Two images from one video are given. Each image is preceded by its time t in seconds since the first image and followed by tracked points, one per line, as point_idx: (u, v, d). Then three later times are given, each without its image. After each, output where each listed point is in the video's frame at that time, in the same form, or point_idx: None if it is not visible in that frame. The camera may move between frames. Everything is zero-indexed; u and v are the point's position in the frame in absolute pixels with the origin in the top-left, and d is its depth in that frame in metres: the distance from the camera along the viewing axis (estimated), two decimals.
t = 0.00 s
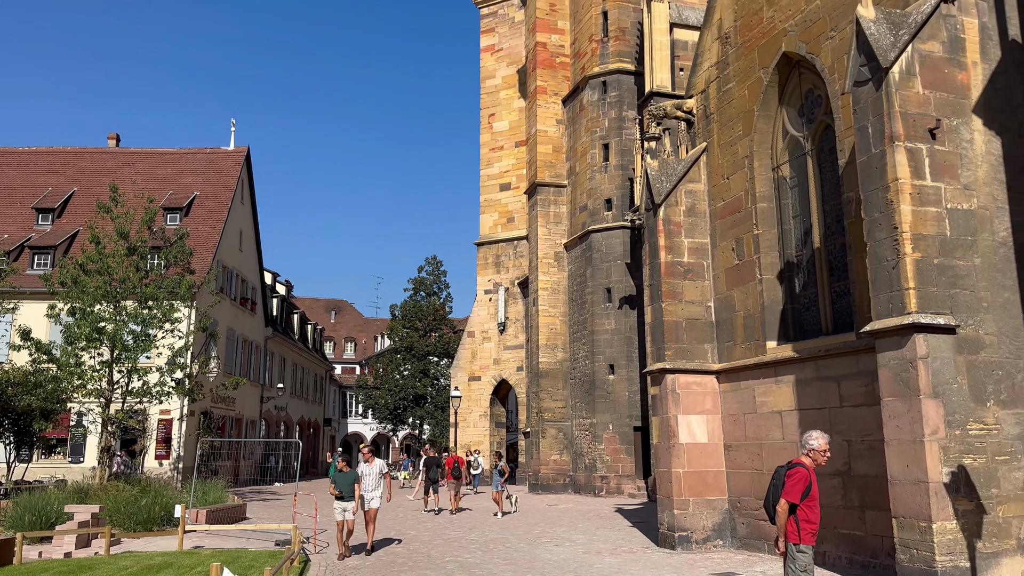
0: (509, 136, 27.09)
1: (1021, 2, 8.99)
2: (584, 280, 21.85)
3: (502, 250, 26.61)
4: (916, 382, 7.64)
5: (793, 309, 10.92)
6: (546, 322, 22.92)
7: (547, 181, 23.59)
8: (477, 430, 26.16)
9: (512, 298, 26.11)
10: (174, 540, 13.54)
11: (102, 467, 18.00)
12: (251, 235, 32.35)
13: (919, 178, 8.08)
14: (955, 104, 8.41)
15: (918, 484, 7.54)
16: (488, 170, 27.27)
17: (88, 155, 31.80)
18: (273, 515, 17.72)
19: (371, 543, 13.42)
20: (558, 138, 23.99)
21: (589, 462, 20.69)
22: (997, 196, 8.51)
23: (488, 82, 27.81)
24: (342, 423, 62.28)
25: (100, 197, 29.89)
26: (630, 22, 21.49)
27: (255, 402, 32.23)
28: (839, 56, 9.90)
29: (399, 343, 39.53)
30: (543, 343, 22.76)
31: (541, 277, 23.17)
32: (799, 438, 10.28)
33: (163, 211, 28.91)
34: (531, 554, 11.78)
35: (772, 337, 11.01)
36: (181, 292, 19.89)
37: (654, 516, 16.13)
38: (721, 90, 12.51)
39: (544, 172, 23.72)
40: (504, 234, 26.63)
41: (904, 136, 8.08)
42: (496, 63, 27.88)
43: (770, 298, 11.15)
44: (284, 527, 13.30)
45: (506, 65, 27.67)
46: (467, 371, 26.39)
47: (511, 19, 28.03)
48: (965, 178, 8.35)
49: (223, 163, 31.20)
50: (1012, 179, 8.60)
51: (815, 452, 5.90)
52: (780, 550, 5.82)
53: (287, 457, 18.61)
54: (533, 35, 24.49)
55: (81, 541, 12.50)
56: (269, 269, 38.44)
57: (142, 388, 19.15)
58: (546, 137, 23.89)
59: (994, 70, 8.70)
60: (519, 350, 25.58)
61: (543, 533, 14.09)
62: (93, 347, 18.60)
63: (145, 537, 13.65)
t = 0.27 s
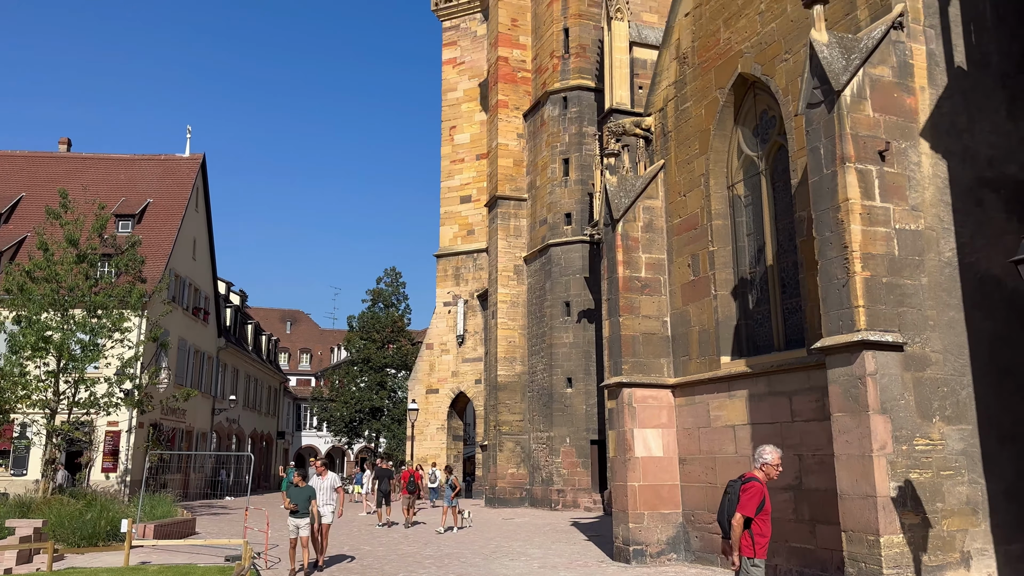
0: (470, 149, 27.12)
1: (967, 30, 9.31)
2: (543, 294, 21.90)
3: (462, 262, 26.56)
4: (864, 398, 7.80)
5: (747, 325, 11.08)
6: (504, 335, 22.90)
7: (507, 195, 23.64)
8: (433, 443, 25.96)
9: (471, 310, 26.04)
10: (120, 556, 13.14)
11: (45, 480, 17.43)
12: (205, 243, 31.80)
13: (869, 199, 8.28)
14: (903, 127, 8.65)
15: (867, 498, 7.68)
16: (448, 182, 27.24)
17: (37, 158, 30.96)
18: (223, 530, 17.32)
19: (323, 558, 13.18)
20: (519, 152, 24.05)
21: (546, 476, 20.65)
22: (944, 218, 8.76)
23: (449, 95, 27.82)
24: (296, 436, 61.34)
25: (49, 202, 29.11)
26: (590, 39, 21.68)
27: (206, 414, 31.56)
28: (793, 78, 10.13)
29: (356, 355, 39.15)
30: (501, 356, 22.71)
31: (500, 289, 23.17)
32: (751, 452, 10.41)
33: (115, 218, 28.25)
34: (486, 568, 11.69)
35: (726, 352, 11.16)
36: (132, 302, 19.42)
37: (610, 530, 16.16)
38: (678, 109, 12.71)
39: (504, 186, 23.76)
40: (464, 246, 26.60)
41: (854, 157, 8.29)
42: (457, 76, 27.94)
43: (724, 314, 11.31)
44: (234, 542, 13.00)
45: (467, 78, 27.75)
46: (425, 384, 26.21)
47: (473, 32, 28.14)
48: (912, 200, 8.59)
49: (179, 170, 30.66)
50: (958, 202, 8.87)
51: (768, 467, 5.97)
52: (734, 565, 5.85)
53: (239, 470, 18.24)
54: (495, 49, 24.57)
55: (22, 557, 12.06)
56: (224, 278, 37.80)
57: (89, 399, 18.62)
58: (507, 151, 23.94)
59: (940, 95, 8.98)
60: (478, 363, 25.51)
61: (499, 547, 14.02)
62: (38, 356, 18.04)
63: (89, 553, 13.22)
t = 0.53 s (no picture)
0: (428, 160, 27.05)
1: (912, 56, 9.63)
2: (499, 306, 21.88)
3: (418, 273, 26.43)
4: (812, 413, 7.95)
5: (699, 339, 11.23)
6: (460, 347, 22.83)
7: (465, 207, 23.62)
8: (386, 456, 25.69)
9: (427, 322, 25.92)
10: (59, 572, 12.69)
11: None
12: (154, 250, 31.11)
13: (817, 217, 8.48)
14: (851, 148, 8.89)
15: (813, 511, 7.81)
16: (406, 192, 27.13)
17: None
18: (168, 545, 16.86)
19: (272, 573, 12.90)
20: (477, 164, 24.04)
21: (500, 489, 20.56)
22: (889, 237, 9.01)
23: (408, 105, 27.76)
24: (246, 448, 60.18)
25: None
26: (549, 54, 21.82)
27: (153, 425, 30.76)
28: (746, 98, 10.35)
29: (308, 366, 38.61)
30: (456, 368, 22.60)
31: (457, 301, 23.10)
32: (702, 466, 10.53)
33: (61, 223, 27.44)
34: None
35: (678, 366, 11.29)
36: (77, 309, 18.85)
37: (562, 543, 16.16)
38: (634, 125, 12.88)
39: (462, 198, 23.74)
40: (421, 257, 26.49)
41: (804, 177, 8.48)
42: (416, 87, 27.91)
43: (677, 328, 11.45)
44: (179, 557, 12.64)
45: (426, 89, 27.72)
46: (379, 396, 25.95)
47: (432, 43, 28.15)
48: (859, 219, 8.82)
49: (129, 175, 29.99)
50: (903, 222, 9.13)
51: (717, 478, 6.00)
52: None
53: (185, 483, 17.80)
54: (454, 62, 24.55)
55: None
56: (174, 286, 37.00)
57: (29, 409, 17.98)
58: (465, 163, 23.92)
59: (887, 118, 9.25)
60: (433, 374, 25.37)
61: (451, 561, 13.90)
62: None
63: (27, 568, 12.73)
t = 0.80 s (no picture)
0: (386, 169, 26.94)
1: (860, 80, 9.92)
2: (455, 316, 21.79)
3: (374, 282, 26.23)
4: (760, 426, 8.10)
5: (651, 352, 11.36)
6: (414, 358, 22.63)
7: (422, 217, 23.54)
8: (337, 468, 25.35)
9: (382, 332, 25.73)
10: None
11: None
12: (101, 255, 30.33)
13: (767, 234, 8.67)
14: (800, 168, 9.12)
15: (761, 523, 7.93)
16: (362, 201, 26.94)
17: None
18: (109, 558, 16.36)
19: None
20: (435, 174, 23.96)
21: (453, 502, 20.43)
22: (836, 255, 9.25)
23: (366, 114, 27.64)
24: (192, 460, 58.85)
25: None
26: (509, 67, 21.92)
27: (95, 435, 29.89)
28: (699, 116, 10.55)
29: (259, 376, 37.96)
30: (411, 379, 22.42)
31: (413, 311, 22.97)
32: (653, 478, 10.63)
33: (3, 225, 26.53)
34: None
35: (631, 379, 11.40)
36: (18, 314, 18.23)
37: (514, 556, 16.14)
38: (591, 140, 13.03)
39: (419, 208, 23.64)
40: (376, 267, 26.30)
41: (754, 195, 8.68)
42: (374, 96, 27.80)
43: (631, 341, 11.57)
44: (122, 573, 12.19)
45: (384, 98, 27.63)
46: (331, 407, 25.63)
47: (391, 53, 28.10)
48: (808, 237, 9.04)
49: (76, 178, 29.24)
50: (849, 240, 9.38)
51: (665, 489, 6.02)
52: None
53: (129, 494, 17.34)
54: (413, 72, 24.44)
55: None
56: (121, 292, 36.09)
57: None
58: (423, 173, 23.83)
59: (835, 139, 9.52)
60: (387, 386, 25.16)
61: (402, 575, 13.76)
62: None
63: None
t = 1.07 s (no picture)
0: (343, 177, 26.74)
1: (811, 100, 10.19)
2: (412, 327, 21.59)
3: (329, 291, 25.96)
4: (711, 438, 8.21)
5: (607, 364, 11.44)
6: (369, 368, 22.33)
7: (380, 226, 23.18)
8: (288, 479, 24.94)
9: (337, 342, 25.45)
10: None
11: None
12: (47, 260, 29.49)
13: (720, 249, 8.82)
14: (753, 185, 9.32)
15: (712, 534, 8.03)
16: (319, 209, 26.68)
17: None
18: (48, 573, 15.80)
19: None
20: (393, 183, 23.66)
21: (407, 514, 20.20)
22: (786, 270, 9.46)
23: (324, 121, 27.43)
24: (138, 471, 57.35)
25: None
26: (468, 79, 21.89)
27: (37, 445, 28.95)
28: (656, 131, 10.72)
29: (209, 385, 37.22)
30: (365, 390, 22.13)
31: (368, 321, 22.73)
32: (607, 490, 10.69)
33: None
34: None
35: (587, 391, 11.47)
36: None
37: (467, 569, 16.04)
38: (549, 153, 13.13)
39: (377, 217, 23.32)
40: (332, 276, 26.03)
41: (708, 210, 8.83)
42: (332, 103, 27.61)
43: (587, 353, 11.64)
44: None
45: (343, 106, 27.45)
46: (283, 418, 25.22)
47: (350, 60, 27.96)
48: (759, 253, 9.23)
49: (22, 180, 28.40)
50: (800, 256, 9.60)
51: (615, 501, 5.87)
52: None
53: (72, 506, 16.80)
54: (372, 80, 24.12)
55: None
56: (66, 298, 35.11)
57: None
58: (381, 182, 23.57)
59: (787, 157, 9.75)
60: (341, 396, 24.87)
61: None
62: None
63: None
